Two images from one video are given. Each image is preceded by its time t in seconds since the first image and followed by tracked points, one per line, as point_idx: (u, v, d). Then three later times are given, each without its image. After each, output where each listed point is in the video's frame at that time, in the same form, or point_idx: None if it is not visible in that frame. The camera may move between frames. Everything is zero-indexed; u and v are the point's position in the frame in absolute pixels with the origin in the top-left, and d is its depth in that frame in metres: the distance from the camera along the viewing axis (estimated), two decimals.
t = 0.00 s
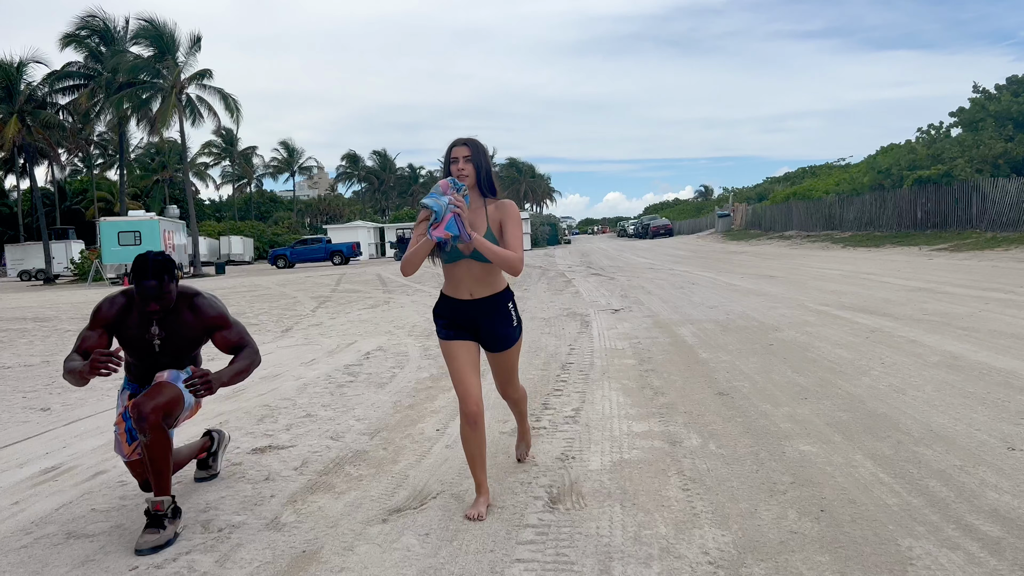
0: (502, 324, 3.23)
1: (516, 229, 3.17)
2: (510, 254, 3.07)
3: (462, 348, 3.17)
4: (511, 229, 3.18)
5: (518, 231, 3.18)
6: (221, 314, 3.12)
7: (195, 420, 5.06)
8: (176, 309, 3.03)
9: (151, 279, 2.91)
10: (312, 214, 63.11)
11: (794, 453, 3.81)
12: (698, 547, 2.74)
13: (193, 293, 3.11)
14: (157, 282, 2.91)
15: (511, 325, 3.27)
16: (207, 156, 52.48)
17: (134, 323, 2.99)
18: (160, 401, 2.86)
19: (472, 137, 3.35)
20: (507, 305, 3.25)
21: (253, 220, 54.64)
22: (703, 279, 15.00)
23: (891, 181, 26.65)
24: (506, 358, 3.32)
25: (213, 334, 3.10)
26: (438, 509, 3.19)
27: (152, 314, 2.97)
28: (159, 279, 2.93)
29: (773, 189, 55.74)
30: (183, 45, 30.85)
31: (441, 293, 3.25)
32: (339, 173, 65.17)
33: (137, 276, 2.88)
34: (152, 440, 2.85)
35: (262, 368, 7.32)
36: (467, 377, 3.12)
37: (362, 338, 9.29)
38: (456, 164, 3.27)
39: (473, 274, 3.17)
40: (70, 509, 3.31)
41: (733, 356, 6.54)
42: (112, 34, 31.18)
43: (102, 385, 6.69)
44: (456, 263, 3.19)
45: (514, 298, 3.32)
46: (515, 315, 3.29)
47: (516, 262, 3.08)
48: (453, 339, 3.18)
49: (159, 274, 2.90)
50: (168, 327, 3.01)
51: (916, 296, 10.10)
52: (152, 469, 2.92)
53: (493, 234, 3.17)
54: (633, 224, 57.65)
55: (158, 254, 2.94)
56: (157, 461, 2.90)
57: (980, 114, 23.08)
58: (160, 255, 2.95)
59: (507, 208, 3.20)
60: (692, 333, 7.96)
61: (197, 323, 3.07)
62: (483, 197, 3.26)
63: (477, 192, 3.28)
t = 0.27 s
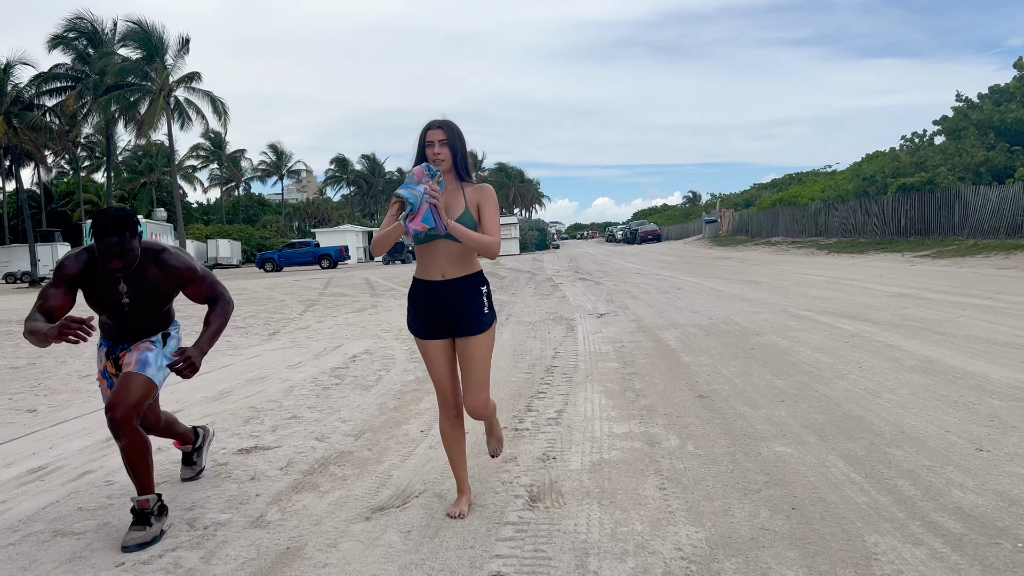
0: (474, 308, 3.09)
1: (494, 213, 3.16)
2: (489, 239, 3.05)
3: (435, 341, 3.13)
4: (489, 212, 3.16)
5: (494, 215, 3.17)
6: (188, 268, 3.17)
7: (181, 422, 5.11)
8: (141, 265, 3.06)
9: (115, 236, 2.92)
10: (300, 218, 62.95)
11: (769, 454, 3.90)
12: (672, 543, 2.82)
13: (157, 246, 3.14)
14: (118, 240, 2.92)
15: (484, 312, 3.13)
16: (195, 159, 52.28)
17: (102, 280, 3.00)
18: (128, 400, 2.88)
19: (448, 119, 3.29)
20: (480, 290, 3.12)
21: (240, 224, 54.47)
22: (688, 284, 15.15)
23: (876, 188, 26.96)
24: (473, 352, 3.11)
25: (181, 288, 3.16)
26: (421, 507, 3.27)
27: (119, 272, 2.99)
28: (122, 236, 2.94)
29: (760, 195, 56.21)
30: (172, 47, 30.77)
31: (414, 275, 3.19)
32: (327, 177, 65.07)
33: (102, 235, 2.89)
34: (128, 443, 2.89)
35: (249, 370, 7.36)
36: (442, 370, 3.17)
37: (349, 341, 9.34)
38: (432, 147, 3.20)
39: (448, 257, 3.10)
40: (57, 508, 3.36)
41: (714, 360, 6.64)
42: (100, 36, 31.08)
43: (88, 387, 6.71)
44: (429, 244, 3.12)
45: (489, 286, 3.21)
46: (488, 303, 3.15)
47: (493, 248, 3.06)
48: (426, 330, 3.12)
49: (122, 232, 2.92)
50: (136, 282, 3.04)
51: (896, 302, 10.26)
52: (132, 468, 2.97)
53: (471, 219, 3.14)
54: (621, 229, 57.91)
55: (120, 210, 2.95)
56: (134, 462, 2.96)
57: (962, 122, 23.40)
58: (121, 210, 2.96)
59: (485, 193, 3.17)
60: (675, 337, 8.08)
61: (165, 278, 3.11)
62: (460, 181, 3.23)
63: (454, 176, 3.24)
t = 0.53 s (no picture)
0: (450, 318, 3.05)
1: (481, 229, 3.17)
2: (477, 258, 3.07)
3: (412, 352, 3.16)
4: (476, 229, 3.17)
5: (481, 230, 3.18)
6: (161, 206, 3.11)
7: (171, 425, 5.14)
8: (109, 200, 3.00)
9: (74, 159, 2.87)
10: (289, 221, 62.84)
11: (752, 456, 3.97)
12: (656, 542, 2.88)
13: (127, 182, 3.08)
14: (77, 161, 2.87)
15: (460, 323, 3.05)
16: (184, 162, 52.03)
17: (67, 211, 2.94)
18: (132, 395, 2.98)
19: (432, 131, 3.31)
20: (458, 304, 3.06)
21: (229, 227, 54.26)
22: (676, 289, 15.24)
23: (863, 194, 27.20)
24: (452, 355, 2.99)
25: (151, 226, 3.08)
26: (410, 508, 3.32)
27: (83, 200, 2.93)
28: (82, 159, 2.89)
29: (748, 202, 56.55)
30: (161, 50, 30.66)
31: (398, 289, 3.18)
32: (316, 180, 64.88)
33: (60, 156, 2.84)
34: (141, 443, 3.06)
35: (238, 373, 7.38)
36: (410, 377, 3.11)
37: (339, 345, 9.36)
38: (417, 161, 3.23)
39: (430, 270, 3.09)
40: (50, 508, 3.40)
41: (700, 364, 6.72)
42: (89, 38, 30.94)
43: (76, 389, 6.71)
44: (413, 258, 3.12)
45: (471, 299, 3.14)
46: (467, 315, 3.07)
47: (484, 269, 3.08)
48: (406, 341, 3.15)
49: (80, 152, 2.87)
50: (102, 214, 2.97)
51: (881, 307, 10.37)
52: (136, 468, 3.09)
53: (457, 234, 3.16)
54: (611, 235, 58.06)
55: (80, 135, 2.92)
56: (140, 464, 3.08)
57: (948, 130, 23.64)
58: (83, 135, 2.92)
59: (469, 206, 3.18)
60: (662, 342, 8.16)
61: (135, 214, 3.03)
62: (444, 196, 3.25)
63: (438, 189, 3.26)
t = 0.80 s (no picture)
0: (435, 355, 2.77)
1: (478, 263, 2.88)
2: (473, 296, 2.81)
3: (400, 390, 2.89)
4: (472, 263, 2.89)
5: (478, 263, 2.90)
6: (138, 207, 2.88)
7: (168, 427, 5.16)
8: (86, 193, 2.83)
9: (51, 143, 2.76)
10: (280, 224, 62.72)
11: (745, 458, 4.02)
12: (652, 543, 2.92)
13: (113, 180, 2.92)
14: (53, 145, 2.75)
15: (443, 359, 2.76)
16: (174, 164, 51.86)
17: (43, 200, 2.80)
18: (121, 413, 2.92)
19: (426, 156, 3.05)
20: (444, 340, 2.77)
21: (220, 229, 54.11)
22: (668, 294, 15.33)
23: (853, 201, 27.41)
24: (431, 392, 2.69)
25: (124, 224, 2.85)
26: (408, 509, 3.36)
27: (58, 190, 2.79)
28: (60, 145, 2.76)
29: (739, 207, 56.88)
30: (153, 52, 30.59)
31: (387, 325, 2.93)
32: (308, 183, 64.78)
33: (37, 139, 2.73)
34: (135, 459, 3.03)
35: (233, 376, 7.39)
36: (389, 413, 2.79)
37: (332, 348, 9.38)
38: (408, 190, 2.97)
39: (420, 306, 2.83)
40: (50, 509, 3.43)
41: (693, 369, 6.78)
42: (80, 39, 30.85)
43: (71, 391, 6.71)
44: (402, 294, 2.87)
45: (465, 336, 2.85)
46: (451, 352, 2.77)
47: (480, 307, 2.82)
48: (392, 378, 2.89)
49: (58, 137, 2.74)
50: (78, 207, 2.81)
51: (871, 313, 10.47)
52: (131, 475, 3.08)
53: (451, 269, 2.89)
54: (602, 239, 58.23)
55: (67, 121, 2.80)
56: (136, 474, 3.08)
57: (936, 138, 23.90)
58: (67, 122, 2.80)
59: (465, 239, 2.91)
60: (655, 346, 8.22)
61: (108, 210, 2.83)
62: (439, 226, 2.97)
63: (432, 219, 2.99)
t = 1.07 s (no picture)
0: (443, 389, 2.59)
1: (482, 300, 2.71)
2: (476, 335, 2.62)
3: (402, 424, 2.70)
4: (476, 301, 2.71)
5: (482, 301, 2.72)
6: (94, 252, 2.56)
7: (170, 428, 5.19)
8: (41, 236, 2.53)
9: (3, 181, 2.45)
10: (273, 227, 62.62)
11: (744, 459, 4.08)
12: (655, 540, 2.98)
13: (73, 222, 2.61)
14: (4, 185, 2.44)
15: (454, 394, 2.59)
16: (167, 167, 51.71)
17: None
18: (104, 469, 2.73)
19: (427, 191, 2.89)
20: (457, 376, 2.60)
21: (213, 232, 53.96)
22: (662, 298, 15.41)
23: (845, 206, 27.61)
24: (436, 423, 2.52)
25: (79, 270, 2.54)
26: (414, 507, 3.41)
27: (10, 231, 2.49)
28: (14, 182, 2.47)
29: (731, 212, 57.16)
30: (146, 54, 30.49)
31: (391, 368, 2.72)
32: (301, 186, 64.68)
33: None
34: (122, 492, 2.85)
35: (232, 378, 7.42)
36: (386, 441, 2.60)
37: (330, 351, 9.41)
38: (409, 222, 2.79)
39: (426, 345, 2.64)
40: (58, 506, 3.48)
41: (690, 372, 6.85)
42: (74, 41, 30.74)
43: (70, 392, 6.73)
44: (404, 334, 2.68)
45: (476, 374, 2.68)
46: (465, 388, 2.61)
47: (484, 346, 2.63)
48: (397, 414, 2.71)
49: (10, 174, 2.44)
50: (32, 251, 2.52)
51: (864, 317, 10.58)
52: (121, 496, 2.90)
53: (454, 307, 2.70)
54: (595, 243, 58.40)
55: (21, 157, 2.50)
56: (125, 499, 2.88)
57: (928, 144, 24.11)
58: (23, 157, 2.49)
59: (468, 275, 2.74)
60: (651, 350, 8.29)
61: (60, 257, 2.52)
62: (441, 261, 2.79)
63: (433, 254, 2.81)
